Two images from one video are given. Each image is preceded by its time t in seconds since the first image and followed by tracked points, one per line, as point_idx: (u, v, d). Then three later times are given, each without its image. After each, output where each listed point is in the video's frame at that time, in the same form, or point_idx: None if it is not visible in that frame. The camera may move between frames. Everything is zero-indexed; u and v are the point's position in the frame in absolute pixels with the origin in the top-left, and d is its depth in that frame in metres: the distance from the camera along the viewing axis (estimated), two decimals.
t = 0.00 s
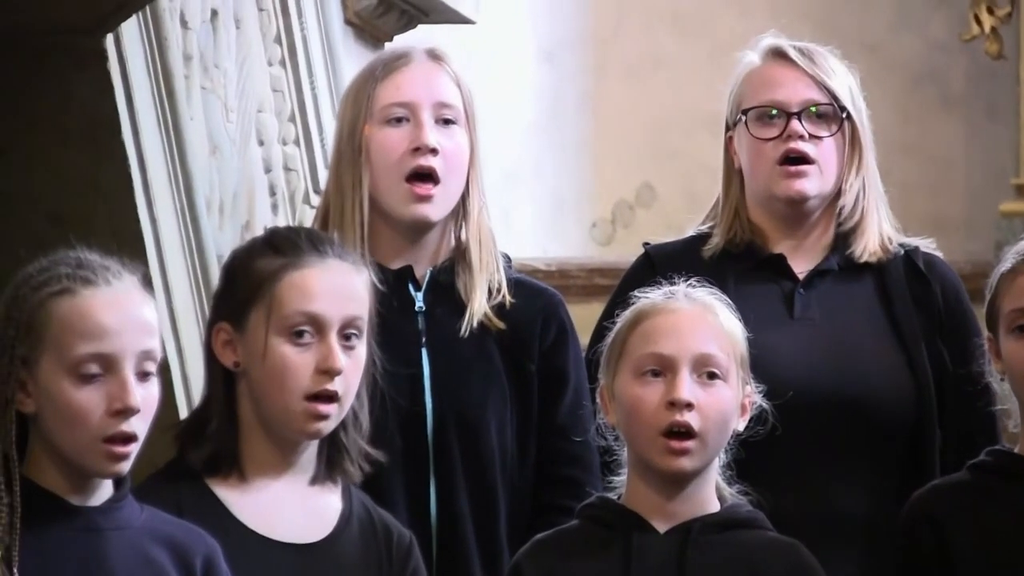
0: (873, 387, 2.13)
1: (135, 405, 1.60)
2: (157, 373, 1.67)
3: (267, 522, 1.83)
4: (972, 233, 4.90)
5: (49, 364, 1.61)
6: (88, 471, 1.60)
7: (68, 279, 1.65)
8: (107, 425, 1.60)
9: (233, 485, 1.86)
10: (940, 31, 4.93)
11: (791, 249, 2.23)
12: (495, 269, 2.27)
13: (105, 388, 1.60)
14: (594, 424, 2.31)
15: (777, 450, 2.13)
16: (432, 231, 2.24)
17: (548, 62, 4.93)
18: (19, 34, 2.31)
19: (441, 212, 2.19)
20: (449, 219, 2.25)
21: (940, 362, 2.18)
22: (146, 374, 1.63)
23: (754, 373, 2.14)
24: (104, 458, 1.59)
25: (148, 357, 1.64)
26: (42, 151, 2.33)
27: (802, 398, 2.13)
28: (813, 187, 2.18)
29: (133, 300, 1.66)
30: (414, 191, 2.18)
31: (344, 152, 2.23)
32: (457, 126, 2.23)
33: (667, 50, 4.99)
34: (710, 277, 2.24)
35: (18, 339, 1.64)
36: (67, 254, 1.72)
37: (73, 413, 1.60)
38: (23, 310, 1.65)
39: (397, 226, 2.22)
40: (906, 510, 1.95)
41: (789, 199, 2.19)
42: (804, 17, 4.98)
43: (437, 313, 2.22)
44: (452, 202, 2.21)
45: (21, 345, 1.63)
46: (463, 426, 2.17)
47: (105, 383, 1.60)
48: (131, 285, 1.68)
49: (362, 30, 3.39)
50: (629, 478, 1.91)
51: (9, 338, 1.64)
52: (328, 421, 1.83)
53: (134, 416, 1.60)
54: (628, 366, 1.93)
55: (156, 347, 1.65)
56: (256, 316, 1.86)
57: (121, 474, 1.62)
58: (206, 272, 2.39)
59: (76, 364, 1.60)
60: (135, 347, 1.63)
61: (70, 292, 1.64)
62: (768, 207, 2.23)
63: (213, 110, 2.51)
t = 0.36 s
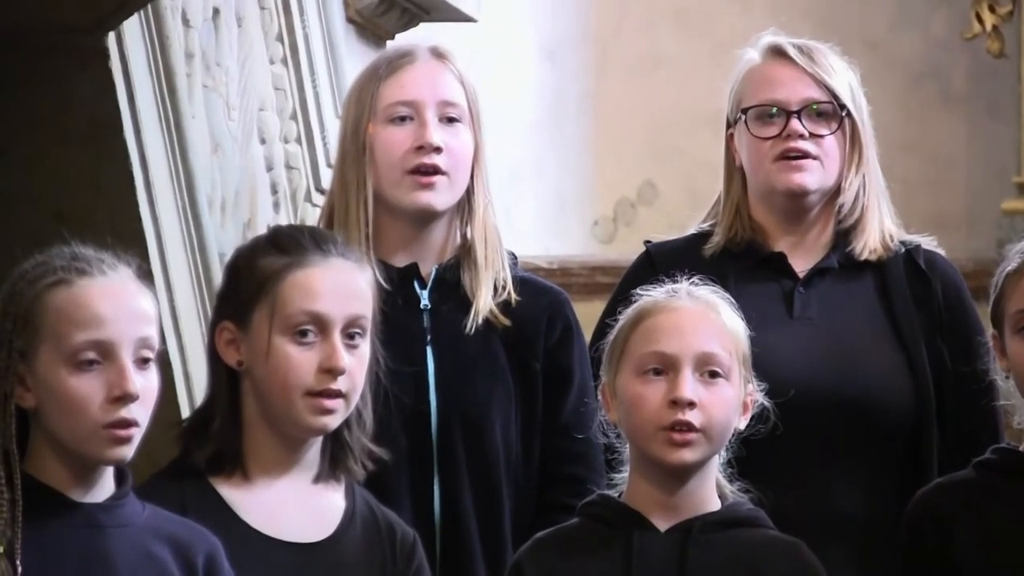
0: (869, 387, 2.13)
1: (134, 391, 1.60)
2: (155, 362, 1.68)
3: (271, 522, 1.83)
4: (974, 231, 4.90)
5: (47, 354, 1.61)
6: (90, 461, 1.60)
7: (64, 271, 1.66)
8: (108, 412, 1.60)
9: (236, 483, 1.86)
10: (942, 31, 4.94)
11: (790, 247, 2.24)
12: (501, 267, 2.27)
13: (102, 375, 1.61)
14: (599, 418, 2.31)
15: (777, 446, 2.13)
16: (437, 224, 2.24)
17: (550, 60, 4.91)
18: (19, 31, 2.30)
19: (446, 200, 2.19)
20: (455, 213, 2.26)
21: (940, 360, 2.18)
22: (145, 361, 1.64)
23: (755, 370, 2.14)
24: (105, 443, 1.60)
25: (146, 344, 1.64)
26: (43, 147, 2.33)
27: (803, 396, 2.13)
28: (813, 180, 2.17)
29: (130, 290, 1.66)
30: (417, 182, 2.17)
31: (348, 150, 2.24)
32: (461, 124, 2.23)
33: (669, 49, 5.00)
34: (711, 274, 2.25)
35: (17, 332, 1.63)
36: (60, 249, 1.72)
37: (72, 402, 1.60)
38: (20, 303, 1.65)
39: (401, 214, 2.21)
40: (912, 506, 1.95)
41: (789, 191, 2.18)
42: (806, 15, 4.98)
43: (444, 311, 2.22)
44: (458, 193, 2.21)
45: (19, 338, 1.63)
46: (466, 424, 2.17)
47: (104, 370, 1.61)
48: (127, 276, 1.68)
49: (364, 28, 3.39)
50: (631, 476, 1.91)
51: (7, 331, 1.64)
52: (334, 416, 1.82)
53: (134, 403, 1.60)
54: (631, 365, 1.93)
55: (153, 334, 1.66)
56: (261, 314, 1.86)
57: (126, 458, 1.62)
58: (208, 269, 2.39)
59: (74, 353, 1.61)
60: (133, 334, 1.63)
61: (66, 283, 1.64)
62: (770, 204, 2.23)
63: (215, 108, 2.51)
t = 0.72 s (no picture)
0: (872, 383, 2.12)
1: (132, 379, 1.60)
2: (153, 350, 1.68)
3: (270, 517, 1.82)
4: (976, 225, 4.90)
5: (44, 345, 1.61)
6: (90, 450, 1.60)
7: (59, 262, 1.66)
8: (106, 401, 1.60)
9: (236, 479, 1.86)
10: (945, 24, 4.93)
11: (797, 240, 2.23)
12: (500, 262, 2.26)
13: (99, 364, 1.61)
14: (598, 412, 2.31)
15: (775, 440, 2.13)
16: (436, 220, 2.24)
17: (551, 55, 4.89)
18: (19, 24, 2.30)
19: (445, 196, 2.19)
20: (455, 207, 2.26)
21: (945, 357, 2.18)
22: (143, 349, 1.64)
23: (753, 363, 2.14)
24: (104, 434, 1.60)
25: (143, 333, 1.64)
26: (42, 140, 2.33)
27: (801, 389, 2.12)
28: (821, 176, 2.18)
29: (126, 280, 1.66)
30: (416, 177, 2.17)
31: (348, 141, 2.24)
32: (461, 119, 2.23)
33: (671, 43, 5.00)
34: (704, 267, 2.25)
35: (14, 325, 1.64)
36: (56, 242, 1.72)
37: (70, 392, 1.60)
38: (17, 295, 1.65)
39: (401, 208, 2.21)
40: (914, 501, 1.95)
41: (795, 186, 2.18)
42: (807, 9, 4.97)
43: (444, 304, 2.22)
44: (457, 189, 2.20)
45: (16, 331, 1.63)
46: (466, 419, 2.17)
47: (100, 359, 1.61)
48: (122, 266, 1.68)
49: (365, 21, 3.38)
50: (628, 470, 1.91)
51: (4, 323, 1.64)
52: (336, 412, 1.82)
53: (133, 391, 1.60)
54: (624, 358, 1.93)
55: (151, 323, 1.66)
56: (263, 308, 1.86)
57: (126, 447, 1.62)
58: (208, 262, 2.39)
59: (71, 342, 1.61)
60: (129, 322, 1.63)
61: (62, 273, 1.64)
62: (775, 197, 2.23)
63: (216, 102, 2.51)
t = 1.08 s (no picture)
0: (883, 377, 2.13)
1: (132, 371, 1.60)
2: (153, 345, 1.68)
3: (266, 513, 1.83)
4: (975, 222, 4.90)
5: (44, 341, 1.62)
6: (91, 445, 1.60)
7: (57, 259, 1.66)
8: (106, 394, 1.60)
9: (232, 475, 1.86)
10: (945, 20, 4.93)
11: (805, 239, 2.23)
12: (495, 258, 2.27)
13: (99, 359, 1.61)
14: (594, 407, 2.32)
15: (771, 435, 2.13)
16: (434, 217, 2.24)
17: (550, 50, 4.89)
18: (18, 23, 2.30)
19: (442, 187, 2.19)
20: (450, 203, 2.26)
21: (950, 354, 2.18)
22: (143, 343, 1.64)
23: (749, 358, 2.14)
24: (105, 429, 1.60)
25: (143, 327, 1.64)
26: (41, 138, 2.33)
27: (796, 385, 2.12)
28: (828, 176, 2.18)
29: (125, 274, 1.66)
30: (413, 168, 2.17)
31: (346, 139, 2.24)
32: (458, 114, 2.23)
33: (670, 39, 5.00)
34: (701, 264, 2.26)
35: (13, 323, 1.64)
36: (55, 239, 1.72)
37: (70, 387, 1.60)
38: (16, 293, 1.65)
39: (398, 203, 2.22)
40: (909, 499, 1.94)
41: (803, 186, 2.18)
42: (806, 7, 4.97)
43: (440, 300, 2.22)
44: (454, 183, 2.21)
45: (16, 328, 1.64)
46: (463, 415, 2.17)
47: (100, 353, 1.61)
48: (121, 262, 1.68)
49: (362, 18, 3.38)
50: (624, 467, 1.92)
51: (3, 322, 1.65)
52: (332, 402, 1.83)
53: (133, 384, 1.61)
54: (620, 355, 1.93)
55: (150, 317, 1.66)
56: (256, 301, 1.87)
57: (127, 442, 1.62)
58: (206, 256, 2.39)
59: (71, 337, 1.61)
60: (129, 316, 1.63)
61: (61, 270, 1.65)
62: (781, 195, 2.23)
63: (215, 99, 2.51)
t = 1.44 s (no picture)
0: (888, 376, 2.13)
1: (133, 370, 1.61)
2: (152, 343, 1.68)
3: (262, 512, 1.83)
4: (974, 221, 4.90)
5: (44, 341, 1.62)
6: (92, 445, 1.61)
7: (56, 259, 1.66)
8: (107, 394, 1.60)
9: (229, 473, 1.86)
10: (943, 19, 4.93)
11: (809, 241, 2.23)
12: (493, 258, 2.27)
13: (99, 358, 1.61)
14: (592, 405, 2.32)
15: (769, 433, 2.13)
16: (432, 216, 2.25)
17: (548, 49, 4.91)
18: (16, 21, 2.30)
19: (443, 190, 2.19)
20: (449, 203, 2.26)
21: (952, 353, 2.18)
22: (142, 342, 1.64)
23: (746, 355, 2.14)
24: (105, 428, 1.60)
25: (142, 325, 1.64)
26: (40, 137, 2.33)
27: (797, 382, 2.12)
28: (833, 178, 2.18)
29: (124, 273, 1.66)
30: (413, 171, 2.18)
31: (345, 139, 2.23)
32: (457, 115, 2.23)
33: (669, 37, 4.99)
34: (701, 264, 2.25)
35: (12, 322, 1.64)
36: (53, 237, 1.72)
37: (70, 386, 1.60)
38: (14, 292, 1.65)
39: (398, 203, 2.22)
40: (907, 498, 1.94)
41: (808, 189, 2.19)
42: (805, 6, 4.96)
43: (437, 298, 2.22)
44: (454, 185, 2.21)
45: (15, 328, 1.64)
46: (461, 413, 2.17)
47: (100, 353, 1.61)
48: (119, 260, 1.68)
49: (361, 17, 3.39)
50: (621, 465, 1.92)
51: (3, 321, 1.65)
52: (328, 401, 1.83)
53: (133, 382, 1.61)
54: (618, 353, 1.93)
55: (150, 315, 1.66)
56: (253, 300, 1.87)
57: (127, 442, 1.62)
58: (205, 254, 2.39)
59: (71, 337, 1.61)
60: (128, 314, 1.63)
61: (59, 269, 1.65)
62: (785, 195, 2.23)
63: (213, 97, 2.51)
